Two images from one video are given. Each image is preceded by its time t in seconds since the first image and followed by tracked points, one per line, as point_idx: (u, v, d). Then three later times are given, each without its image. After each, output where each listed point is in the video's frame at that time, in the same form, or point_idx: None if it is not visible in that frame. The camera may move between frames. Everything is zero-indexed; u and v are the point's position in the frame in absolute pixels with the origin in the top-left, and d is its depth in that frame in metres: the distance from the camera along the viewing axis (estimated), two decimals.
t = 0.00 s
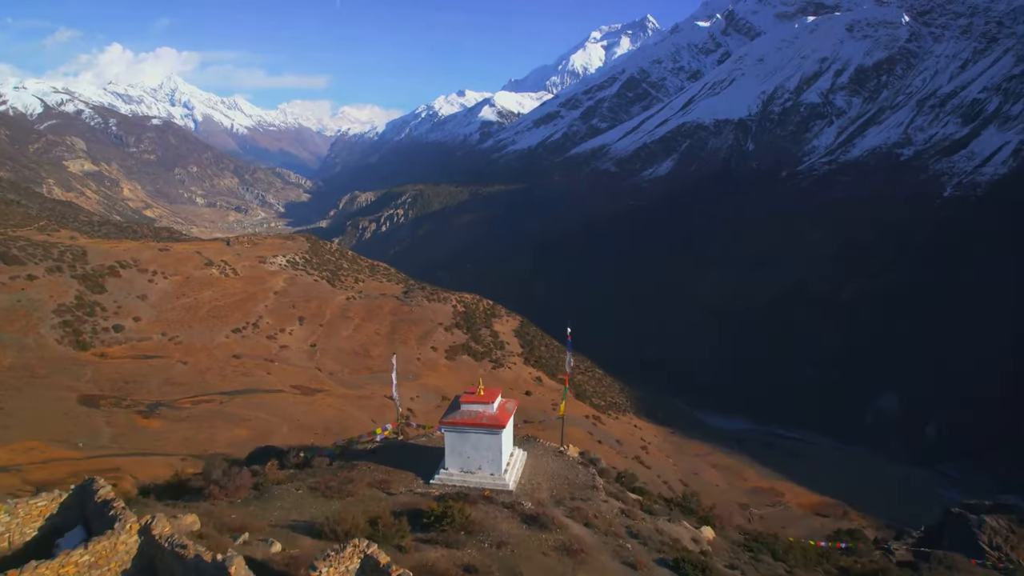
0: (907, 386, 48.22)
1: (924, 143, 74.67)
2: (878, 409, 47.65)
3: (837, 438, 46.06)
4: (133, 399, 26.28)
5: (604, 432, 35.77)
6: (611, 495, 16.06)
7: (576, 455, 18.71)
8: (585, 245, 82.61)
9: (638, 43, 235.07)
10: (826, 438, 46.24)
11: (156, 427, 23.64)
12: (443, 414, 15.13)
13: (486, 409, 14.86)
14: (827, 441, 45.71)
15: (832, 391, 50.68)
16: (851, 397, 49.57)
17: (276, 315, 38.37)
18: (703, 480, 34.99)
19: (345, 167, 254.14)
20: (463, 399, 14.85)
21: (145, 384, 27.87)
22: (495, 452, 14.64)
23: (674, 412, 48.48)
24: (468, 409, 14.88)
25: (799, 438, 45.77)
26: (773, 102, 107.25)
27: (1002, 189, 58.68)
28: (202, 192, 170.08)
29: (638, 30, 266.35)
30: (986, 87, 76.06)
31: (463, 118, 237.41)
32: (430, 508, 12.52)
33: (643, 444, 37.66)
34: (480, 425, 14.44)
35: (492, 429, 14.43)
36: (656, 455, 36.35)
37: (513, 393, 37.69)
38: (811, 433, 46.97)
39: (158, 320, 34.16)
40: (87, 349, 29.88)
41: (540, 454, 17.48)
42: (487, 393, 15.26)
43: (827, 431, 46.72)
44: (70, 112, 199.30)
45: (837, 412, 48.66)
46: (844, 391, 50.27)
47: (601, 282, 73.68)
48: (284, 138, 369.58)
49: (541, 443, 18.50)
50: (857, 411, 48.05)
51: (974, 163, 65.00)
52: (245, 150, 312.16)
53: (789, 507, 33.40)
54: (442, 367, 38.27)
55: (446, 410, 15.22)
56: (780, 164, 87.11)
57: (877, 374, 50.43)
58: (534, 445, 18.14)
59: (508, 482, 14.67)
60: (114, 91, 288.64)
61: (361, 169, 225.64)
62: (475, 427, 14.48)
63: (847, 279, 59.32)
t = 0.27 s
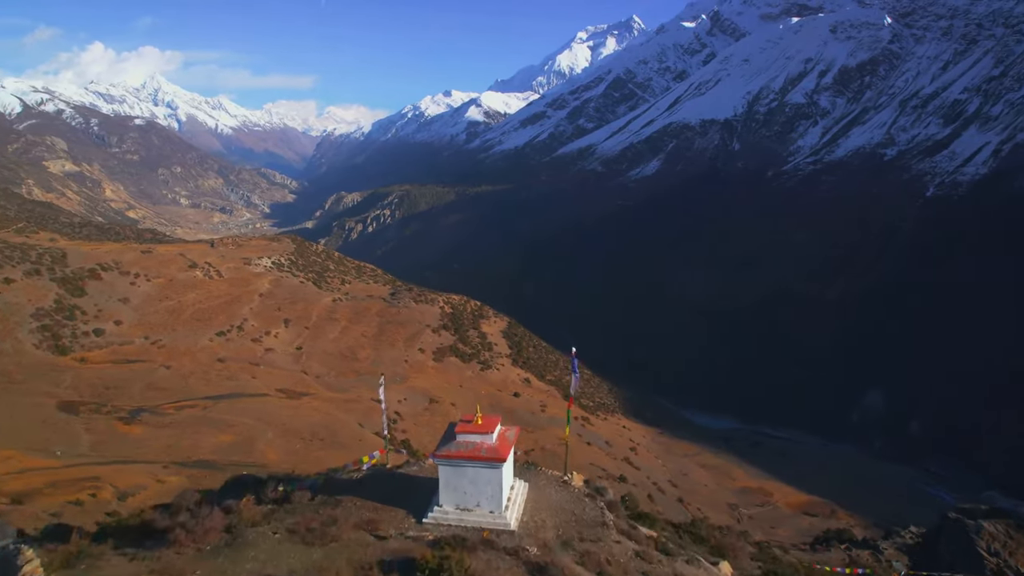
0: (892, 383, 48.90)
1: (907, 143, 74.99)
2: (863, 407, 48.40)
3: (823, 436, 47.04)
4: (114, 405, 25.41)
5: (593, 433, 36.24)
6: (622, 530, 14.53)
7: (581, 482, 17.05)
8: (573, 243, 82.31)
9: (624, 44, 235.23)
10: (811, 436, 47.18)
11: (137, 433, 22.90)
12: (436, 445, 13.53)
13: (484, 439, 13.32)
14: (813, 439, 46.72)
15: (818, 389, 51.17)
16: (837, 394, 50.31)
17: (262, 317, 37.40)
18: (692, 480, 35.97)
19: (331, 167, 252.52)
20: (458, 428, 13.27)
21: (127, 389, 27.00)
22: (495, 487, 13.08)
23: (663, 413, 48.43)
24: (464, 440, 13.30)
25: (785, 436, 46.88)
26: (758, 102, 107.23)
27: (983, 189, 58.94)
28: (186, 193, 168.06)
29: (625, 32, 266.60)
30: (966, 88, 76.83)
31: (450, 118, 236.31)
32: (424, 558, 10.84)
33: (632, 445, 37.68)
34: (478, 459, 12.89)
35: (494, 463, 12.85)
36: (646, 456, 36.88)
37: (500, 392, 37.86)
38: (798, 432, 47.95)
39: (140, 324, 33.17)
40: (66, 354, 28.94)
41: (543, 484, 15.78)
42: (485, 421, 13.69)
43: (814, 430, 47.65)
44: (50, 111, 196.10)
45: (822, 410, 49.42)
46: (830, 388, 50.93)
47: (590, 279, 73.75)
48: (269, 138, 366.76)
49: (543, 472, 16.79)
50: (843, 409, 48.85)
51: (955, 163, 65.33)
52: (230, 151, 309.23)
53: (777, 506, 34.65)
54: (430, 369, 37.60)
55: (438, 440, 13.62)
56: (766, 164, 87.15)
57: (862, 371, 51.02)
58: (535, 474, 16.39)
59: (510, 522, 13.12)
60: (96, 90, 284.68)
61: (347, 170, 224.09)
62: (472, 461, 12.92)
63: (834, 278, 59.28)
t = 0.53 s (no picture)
0: (878, 381, 48.70)
1: (891, 143, 75.09)
2: (849, 405, 48.16)
3: (809, 435, 46.80)
4: (94, 411, 24.52)
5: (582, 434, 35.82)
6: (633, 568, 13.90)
7: (587, 516, 16.48)
8: (560, 243, 81.82)
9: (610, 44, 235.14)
10: (797, 435, 46.94)
11: (119, 440, 22.00)
12: (431, 483, 12.66)
13: (484, 477, 12.46)
14: (798, 438, 46.51)
15: (805, 388, 50.93)
16: (823, 392, 50.06)
17: (247, 320, 36.38)
18: (680, 480, 35.65)
19: (316, 167, 250.64)
20: (454, 466, 12.41)
21: (108, 395, 26.11)
22: (495, 532, 12.25)
23: (651, 413, 47.80)
24: (461, 478, 12.45)
25: (772, 435, 46.65)
26: (744, 102, 107.13)
27: (965, 189, 59.00)
28: (170, 193, 165.95)
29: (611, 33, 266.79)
30: (948, 89, 77.25)
31: (436, 118, 235.14)
32: None
33: (620, 445, 37.18)
34: (477, 501, 12.05)
35: (495, 504, 12.02)
36: (635, 456, 36.43)
37: (487, 394, 37.24)
38: (784, 431, 47.72)
39: (122, 327, 32.15)
40: (45, 359, 27.97)
41: (547, 522, 15.16)
42: (484, 456, 12.82)
43: (800, 428, 47.40)
44: (30, 110, 192.90)
45: (808, 409, 49.16)
46: (816, 387, 50.68)
47: (577, 278, 73.31)
48: (254, 138, 363.84)
49: (545, 506, 16.20)
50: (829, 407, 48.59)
51: (938, 163, 65.45)
52: (214, 151, 306.19)
53: (766, 506, 34.50)
54: (418, 371, 36.83)
55: (434, 477, 12.76)
56: (752, 163, 87.11)
57: (848, 370, 50.77)
58: (538, 509, 15.78)
59: (511, 568, 12.39)
60: (77, 90, 280.73)
61: (332, 170, 222.39)
62: (471, 503, 12.08)
63: (820, 278, 58.91)
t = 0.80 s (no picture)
0: (863, 379, 48.38)
1: (875, 143, 75.04)
2: (834, 403, 47.82)
3: (795, 434, 46.46)
4: (73, 418, 23.56)
5: (571, 436, 35.31)
6: None
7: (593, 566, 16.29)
8: (547, 243, 81.22)
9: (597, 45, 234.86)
10: (783, 434, 46.64)
11: (98, 447, 21.00)
12: (428, 535, 11.83)
13: (485, 527, 11.61)
14: (784, 437, 46.15)
15: (790, 386, 50.56)
16: (809, 390, 49.67)
17: (232, 323, 35.27)
18: (669, 481, 35.17)
19: (302, 168, 248.62)
20: (453, 515, 11.60)
21: (88, 401, 25.16)
22: None
23: (639, 413, 47.15)
24: (460, 528, 11.64)
25: (758, 434, 46.33)
26: (729, 102, 106.93)
27: (947, 188, 58.92)
28: (153, 194, 163.72)
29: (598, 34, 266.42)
30: (930, 90, 77.42)
31: (423, 118, 233.72)
32: None
33: (610, 446, 36.61)
34: (478, 555, 11.21)
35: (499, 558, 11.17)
36: (624, 456, 35.95)
37: (475, 396, 36.45)
38: (771, 429, 47.37)
39: (103, 331, 31.02)
40: (22, 364, 26.93)
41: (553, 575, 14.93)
42: (485, 502, 12.01)
43: (786, 427, 47.06)
44: (10, 110, 189.63)
45: (794, 407, 48.78)
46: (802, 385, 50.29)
47: (565, 278, 72.80)
48: (239, 138, 360.45)
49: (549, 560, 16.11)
50: (815, 405, 48.24)
51: (920, 163, 65.40)
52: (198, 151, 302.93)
53: (755, 506, 34.12)
54: (405, 373, 36.02)
55: (432, 526, 11.95)
56: (738, 163, 86.91)
57: (834, 367, 50.41)
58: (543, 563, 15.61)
59: None
60: (58, 89, 276.66)
61: (318, 171, 220.46)
62: (471, 557, 11.24)
63: (806, 277, 58.40)
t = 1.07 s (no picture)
0: (851, 376, 48.20)
1: (859, 143, 74.88)
2: (822, 401, 47.68)
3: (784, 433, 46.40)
4: (52, 424, 22.60)
5: (560, 438, 34.72)
6: None
7: None
8: (534, 241, 80.62)
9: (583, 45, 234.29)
10: (772, 434, 46.55)
11: (76, 456, 19.82)
12: None
13: None
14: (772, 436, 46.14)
15: (778, 385, 50.30)
16: (796, 389, 49.47)
17: (217, 326, 34.16)
18: (659, 482, 34.56)
19: (288, 168, 246.48)
20: None
21: (67, 407, 24.22)
22: None
23: (627, 413, 46.74)
24: None
25: (747, 434, 46.25)
26: (716, 102, 106.68)
27: (931, 188, 58.66)
28: (136, 194, 161.48)
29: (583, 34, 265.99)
30: (913, 90, 77.45)
31: (409, 119, 232.35)
32: None
33: (599, 448, 36.01)
34: None
35: None
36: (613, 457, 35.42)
37: (463, 397, 35.69)
38: (760, 429, 47.30)
39: (84, 335, 29.87)
40: None
41: None
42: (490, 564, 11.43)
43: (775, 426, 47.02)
44: None
45: (783, 406, 48.66)
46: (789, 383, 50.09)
47: (551, 277, 72.36)
48: (224, 139, 357.13)
49: None
50: (803, 404, 48.10)
51: (903, 163, 65.19)
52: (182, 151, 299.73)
53: (744, 506, 33.49)
54: (393, 376, 35.18)
55: None
56: (724, 163, 86.62)
57: (821, 365, 50.15)
58: None
59: None
60: (38, 88, 272.64)
61: (303, 171, 218.57)
62: None
63: (795, 275, 57.77)
